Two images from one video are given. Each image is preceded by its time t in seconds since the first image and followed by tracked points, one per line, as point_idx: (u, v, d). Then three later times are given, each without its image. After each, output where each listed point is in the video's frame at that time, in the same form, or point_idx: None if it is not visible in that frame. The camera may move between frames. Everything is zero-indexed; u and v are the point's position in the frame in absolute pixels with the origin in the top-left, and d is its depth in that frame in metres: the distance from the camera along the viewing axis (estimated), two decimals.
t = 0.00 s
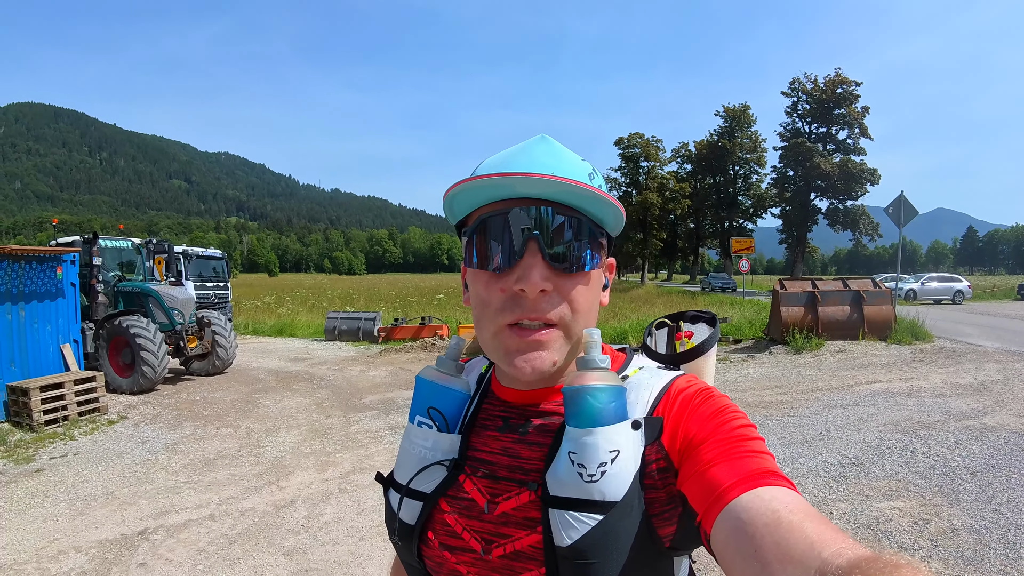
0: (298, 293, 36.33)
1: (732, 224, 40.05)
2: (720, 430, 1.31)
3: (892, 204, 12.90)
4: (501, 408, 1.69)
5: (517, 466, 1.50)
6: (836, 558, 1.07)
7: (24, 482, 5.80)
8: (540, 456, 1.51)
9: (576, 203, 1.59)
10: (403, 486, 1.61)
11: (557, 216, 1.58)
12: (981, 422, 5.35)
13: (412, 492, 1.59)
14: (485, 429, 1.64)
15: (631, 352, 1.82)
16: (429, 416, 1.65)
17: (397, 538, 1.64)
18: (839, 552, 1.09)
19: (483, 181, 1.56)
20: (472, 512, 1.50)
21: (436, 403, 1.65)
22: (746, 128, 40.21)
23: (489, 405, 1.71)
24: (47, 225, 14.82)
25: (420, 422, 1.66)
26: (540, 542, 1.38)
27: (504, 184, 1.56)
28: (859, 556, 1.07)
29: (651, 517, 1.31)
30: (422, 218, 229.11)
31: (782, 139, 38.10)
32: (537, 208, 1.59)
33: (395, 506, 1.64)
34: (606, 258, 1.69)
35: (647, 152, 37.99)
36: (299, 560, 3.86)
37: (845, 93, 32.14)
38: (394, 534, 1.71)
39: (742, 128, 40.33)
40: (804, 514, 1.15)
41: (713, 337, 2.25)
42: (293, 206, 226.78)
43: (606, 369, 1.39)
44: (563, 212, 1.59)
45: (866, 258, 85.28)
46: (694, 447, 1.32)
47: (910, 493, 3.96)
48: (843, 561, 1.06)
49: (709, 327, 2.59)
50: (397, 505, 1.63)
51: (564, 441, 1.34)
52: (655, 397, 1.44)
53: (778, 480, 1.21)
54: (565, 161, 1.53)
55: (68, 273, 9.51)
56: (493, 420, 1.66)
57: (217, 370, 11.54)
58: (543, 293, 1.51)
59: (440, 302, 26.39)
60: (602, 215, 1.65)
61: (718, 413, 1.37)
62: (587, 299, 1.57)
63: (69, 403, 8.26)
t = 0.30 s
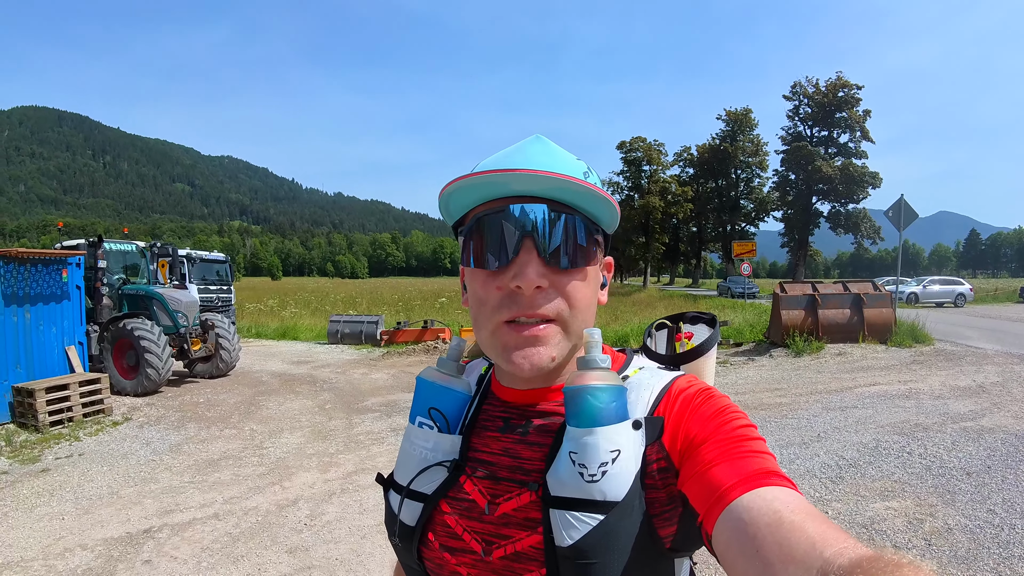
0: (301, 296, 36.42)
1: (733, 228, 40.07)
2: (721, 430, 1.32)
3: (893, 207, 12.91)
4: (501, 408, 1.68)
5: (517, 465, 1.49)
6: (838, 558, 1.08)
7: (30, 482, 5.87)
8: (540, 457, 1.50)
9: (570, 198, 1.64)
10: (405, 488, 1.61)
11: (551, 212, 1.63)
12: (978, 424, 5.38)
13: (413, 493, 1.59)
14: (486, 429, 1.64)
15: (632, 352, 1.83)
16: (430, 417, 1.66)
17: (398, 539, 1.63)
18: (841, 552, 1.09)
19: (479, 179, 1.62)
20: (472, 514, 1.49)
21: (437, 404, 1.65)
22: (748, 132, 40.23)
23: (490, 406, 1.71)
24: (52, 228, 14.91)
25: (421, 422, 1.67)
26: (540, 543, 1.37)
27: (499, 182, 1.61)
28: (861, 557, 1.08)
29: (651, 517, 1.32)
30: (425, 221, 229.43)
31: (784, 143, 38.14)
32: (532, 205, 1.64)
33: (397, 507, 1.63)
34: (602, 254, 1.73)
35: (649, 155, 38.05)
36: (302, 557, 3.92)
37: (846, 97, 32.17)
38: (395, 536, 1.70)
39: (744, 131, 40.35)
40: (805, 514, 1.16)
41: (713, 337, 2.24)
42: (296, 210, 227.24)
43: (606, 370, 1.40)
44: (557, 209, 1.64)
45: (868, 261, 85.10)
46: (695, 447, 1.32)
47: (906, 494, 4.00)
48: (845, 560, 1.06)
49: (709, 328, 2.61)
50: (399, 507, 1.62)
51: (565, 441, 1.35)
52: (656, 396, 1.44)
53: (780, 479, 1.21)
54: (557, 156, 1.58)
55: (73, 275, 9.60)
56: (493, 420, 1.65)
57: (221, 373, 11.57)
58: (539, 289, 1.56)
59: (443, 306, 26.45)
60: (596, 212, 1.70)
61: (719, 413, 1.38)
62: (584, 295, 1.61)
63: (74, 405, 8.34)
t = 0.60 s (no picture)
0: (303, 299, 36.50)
1: (735, 231, 40.12)
2: (722, 429, 1.34)
3: (893, 210, 12.96)
4: (503, 411, 1.68)
5: (521, 469, 1.51)
6: (841, 555, 1.10)
7: (40, 481, 5.96)
8: (543, 460, 1.51)
9: (569, 191, 1.64)
10: (407, 493, 1.59)
11: (550, 205, 1.63)
12: (977, 424, 5.44)
13: (416, 499, 1.58)
14: (488, 433, 1.63)
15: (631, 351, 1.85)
16: (433, 422, 1.64)
17: (402, 544, 1.62)
18: (845, 550, 1.11)
19: (478, 171, 1.62)
20: (477, 518, 1.49)
21: (439, 408, 1.64)
22: (750, 135, 40.31)
23: (491, 409, 1.70)
24: (59, 231, 15.04)
25: (422, 427, 1.66)
26: (545, 547, 1.39)
27: (497, 175, 1.62)
28: (863, 553, 1.10)
29: (656, 517, 1.34)
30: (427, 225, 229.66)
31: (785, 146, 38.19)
32: (531, 198, 1.64)
33: (400, 512, 1.62)
34: (600, 250, 1.73)
35: (651, 158, 38.12)
36: (312, 553, 4.00)
37: (848, 100, 32.22)
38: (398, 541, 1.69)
39: (745, 135, 40.42)
40: (807, 512, 1.18)
41: (713, 334, 2.28)
42: (298, 212, 227.63)
43: (607, 372, 1.42)
44: (555, 202, 1.64)
45: (871, 264, 84.98)
46: (696, 447, 1.34)
47: (904, 491, 4.06)
48: (848, 558, 1.09)
49: (708, 324, 2.64)
50: (401, 512, 1.61)
51: (569, 445, 1.37)
52: (657, 395, 1.45)
53: (781, 477, 1.23)
54: (556, 150, 1.58)
55: (81, 277, 9.71)
56: (495, 423, 1.65)
57: (226, 374, 11.63)
58: (538, 283, 1.56)
59: (446, 308, 26.53)
60: (595, 206, 1.69)
61: (721, 412, 1.39)
62: (582, 290, 1.61)
63: (82, 406, 8.44)
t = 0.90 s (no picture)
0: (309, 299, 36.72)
1: (739, 232, 40.18)
2: (726, 442, 1.34)
3: (896, 211, 13.03)
4: (504, 428, 1.68)
5: (524, 487, 1.51)
6: (848, 568, 1.10)
7: (58, 477, 6.10)
8: (547, 477, 1.52)
9: (566, 199, 1.66)
10: (409, 514, 1.60)
11: (548, 214, 1.63)
12: (978, 422, 5.53)
13: (419, 520, 1.59)
14: (490, 451, 1.64)
15: (632, 364, 1.85)
16: (434, 440, 1.64)
17: (403, 567, 1.61)
18: (851, 563, 1.11)
19: (477, 179, 1.64)
20: (480, 538, 1.51)
21: (440, 426, 1.64)
22: (753, 136, 40.36)
23: (492, 426, 1.70)
24: (68, 232, 15.20)
25: (423, 446, 1.65)
26: (550, 565, 1.40)
27: (496, 183, 1.63)
28: (870, 566, 1.10)
29: (662, 532, 1.34)
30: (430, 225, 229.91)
31: (789, 146, 38.22)
32: (529, 207, 1.65)
33: (400, 534, 1.62)
34: (599, 260, 1.73)
35: (655, 159, 38.18)
36: (330, 545, 4.13)
37: (851, 101, 32.24)
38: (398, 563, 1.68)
39: (749, 135, 40.47)
40: (813, 524, 1.18)
41: (711, 346, 2.27)
42: (302, 213, 228.31)
43: (609, 386, 1.41)
44: (553, 211, 1.65)
45: (875, 264, 84.74)
46: (700, 459, 1.34)
47: (904, 486, 4.15)
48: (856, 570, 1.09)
49: (707, 336, 2.70)
50: (403, 534, 1.61)
51: (572, 460, 1.37)
52: (659, 407, 1.45)
53: (787, 489, 1.23)
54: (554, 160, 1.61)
55: (92, 278, 9.86)
56: (496, 441, 1.66)
57: (235, 374, 11.79)
58: (537, 290, 1.55)
59: (451, 308, 26.67)
60: (593, 214, 1.70)
61: (723, 423, 1.40)
62: (582, 298, 1.60)
63: (94, 404, 8.59)
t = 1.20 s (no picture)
0: (317, 297, 37.00)
1: (745, 230, 40.14)
2: (720, 456, 1.34)
3: (902, 209, 13.03)
4: (500, 438, 1.66)
5: (519, 497, 1.50)
6: None
7: (75, 473, 6.26)
8: (542, 488, 1.50)
9: (566, 213, 1.62)
10: (404, 523, 1.57)
11: (546, 228, 1.61)
12: (979, 420, 5.60)
13: (413, 528, 1.56)
14: (484, 461, 1.62)
15: (628, 377, 1.84)
16: (430, 449, 1.61)
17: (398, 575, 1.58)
18: None
19: (476, 194, 1.61)
20: (475, 547, 1.49)
21: (436, 435, 1.61)
22: (759, 134, 40.27)
23: (488, 436, 1.69)
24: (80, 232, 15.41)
25: (420, 455, 1.63)
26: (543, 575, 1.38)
27: (494, 198, 1.60)
28: None
29: (655, 544, 1.35)
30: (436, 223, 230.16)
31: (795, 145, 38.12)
32: (527, 221, 1.62)
33: (394, 542, 1.60)
34: (597, 272, 1.71)
35: (660, 158, 38.15)
36: (345, 538, 4.27)
37: (857, 99, 32.10)
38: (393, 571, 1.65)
39: (755, 134, 40.38)
40: (807, 539, 1.17)
41: (708, 361, 2.32)
42: (308, 212, 229.19)
43: (605, 398, 1.39)
44: (552, 225, 1.62)
45: (882, 262, 84.35)
46: (694, 474, 1.35)
47: (904, 482, 4.24)
48: None
49: (704, 351, 2.74)
50: (397, 542, 1.58)
51: (566, 471, 1.36)
52: (655, 421, 1.46)
53: (779, 503, 1.23)
54: (555, 176, 1.57)
55: (104, 277, 10.06)
56: (492, 450, 1.64)
57: (245, 372, 11.98)
58: (535, 304, 1.53)
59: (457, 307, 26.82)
60: (592, 228, 1.67)
61: (718, 437, 1.40)
62: (579, 312, 1.58)
63: (108, 402, 8.75)
